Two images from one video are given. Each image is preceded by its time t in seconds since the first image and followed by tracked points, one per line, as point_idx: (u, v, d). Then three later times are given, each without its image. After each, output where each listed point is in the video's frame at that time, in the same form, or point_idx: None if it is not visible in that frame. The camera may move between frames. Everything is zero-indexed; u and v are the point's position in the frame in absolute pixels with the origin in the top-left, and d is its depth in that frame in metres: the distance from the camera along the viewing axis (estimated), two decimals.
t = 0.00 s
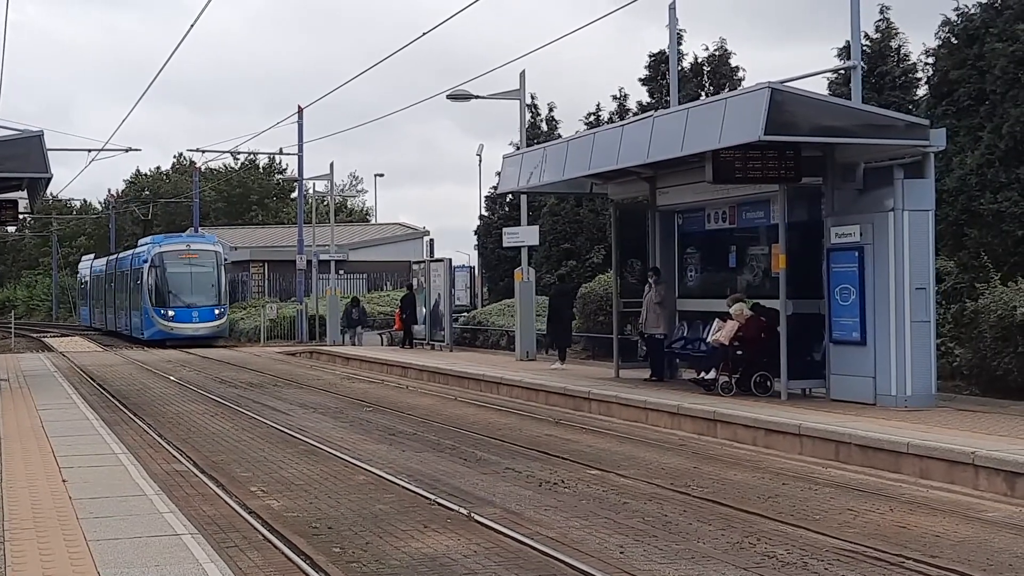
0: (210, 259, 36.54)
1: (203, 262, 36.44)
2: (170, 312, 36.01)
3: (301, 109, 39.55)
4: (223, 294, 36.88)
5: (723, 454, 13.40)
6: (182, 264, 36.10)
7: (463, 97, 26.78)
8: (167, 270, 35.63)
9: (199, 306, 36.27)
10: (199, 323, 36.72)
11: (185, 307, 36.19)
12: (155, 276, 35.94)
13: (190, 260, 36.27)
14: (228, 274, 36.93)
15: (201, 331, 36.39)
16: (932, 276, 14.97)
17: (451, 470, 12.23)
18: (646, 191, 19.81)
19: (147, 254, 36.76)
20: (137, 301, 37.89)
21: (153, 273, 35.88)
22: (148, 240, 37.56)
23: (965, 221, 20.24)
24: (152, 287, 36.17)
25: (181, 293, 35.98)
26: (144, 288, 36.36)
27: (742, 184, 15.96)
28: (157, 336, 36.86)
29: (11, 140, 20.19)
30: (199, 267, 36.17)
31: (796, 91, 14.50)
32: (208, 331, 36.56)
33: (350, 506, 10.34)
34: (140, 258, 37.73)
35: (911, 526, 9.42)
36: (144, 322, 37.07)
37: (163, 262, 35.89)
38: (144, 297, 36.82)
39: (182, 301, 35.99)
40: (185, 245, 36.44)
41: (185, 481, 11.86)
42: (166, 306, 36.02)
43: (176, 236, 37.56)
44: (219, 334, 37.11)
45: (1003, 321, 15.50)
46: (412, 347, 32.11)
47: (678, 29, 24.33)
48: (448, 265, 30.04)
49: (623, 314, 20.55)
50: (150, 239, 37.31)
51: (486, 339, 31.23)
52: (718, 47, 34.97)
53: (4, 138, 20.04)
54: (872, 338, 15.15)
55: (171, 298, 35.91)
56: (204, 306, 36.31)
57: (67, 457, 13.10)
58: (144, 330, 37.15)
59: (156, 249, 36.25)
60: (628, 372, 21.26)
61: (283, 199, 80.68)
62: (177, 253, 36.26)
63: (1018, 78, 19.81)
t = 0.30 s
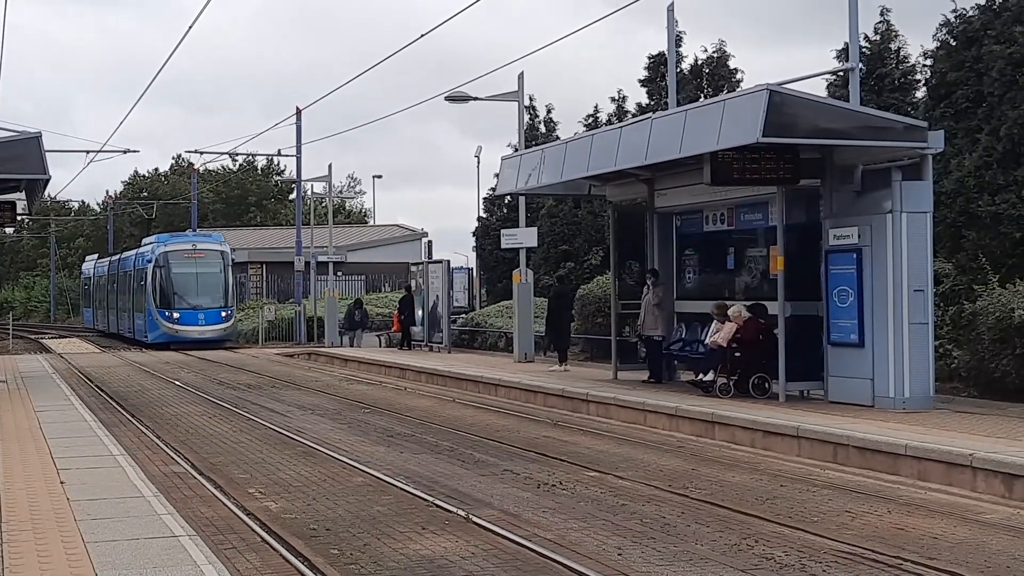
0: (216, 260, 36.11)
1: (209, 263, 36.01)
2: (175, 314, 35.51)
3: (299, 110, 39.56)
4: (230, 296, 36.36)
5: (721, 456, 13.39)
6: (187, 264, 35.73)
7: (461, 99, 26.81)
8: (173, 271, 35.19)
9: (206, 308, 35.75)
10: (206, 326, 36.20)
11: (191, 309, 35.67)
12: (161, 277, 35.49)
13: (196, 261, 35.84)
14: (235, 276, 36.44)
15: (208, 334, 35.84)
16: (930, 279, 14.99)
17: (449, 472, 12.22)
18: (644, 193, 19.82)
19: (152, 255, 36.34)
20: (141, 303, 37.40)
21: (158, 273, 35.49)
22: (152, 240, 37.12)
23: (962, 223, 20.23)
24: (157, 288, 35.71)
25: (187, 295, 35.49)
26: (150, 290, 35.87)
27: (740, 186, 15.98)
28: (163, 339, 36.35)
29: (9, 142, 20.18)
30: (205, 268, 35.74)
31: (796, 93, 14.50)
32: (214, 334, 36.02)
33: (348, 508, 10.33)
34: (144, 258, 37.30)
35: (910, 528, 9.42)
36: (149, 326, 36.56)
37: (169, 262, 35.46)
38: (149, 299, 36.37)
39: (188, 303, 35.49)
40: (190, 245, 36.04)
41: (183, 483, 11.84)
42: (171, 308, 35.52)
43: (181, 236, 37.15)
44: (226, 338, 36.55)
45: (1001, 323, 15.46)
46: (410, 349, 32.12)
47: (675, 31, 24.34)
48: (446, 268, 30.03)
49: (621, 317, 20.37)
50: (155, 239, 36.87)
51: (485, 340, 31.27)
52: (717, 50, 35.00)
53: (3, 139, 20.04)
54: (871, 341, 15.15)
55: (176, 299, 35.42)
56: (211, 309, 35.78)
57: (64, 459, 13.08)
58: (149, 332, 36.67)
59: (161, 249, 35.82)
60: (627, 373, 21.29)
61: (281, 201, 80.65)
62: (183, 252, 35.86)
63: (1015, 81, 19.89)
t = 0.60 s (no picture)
0: (224, 260, 35.56)
1: (217, 262, 35.46)
2: (182, 315, 34.91)
3: (298, 111, 39.59)
4: (238, 297, 35.77)
5: (720, 458, 13.39)
6: (194, 264, 35.20)
7: (460, 101, 26.81)
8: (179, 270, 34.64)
9: (213, 309, 35.16)
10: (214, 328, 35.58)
11: (198, 310, 35.05)
12: (167, 277, 34.92)
13: (203, 260, 35.29)
14: (243, 276, 35.87)
15: (216, 336, 35.22)
16: (928, 279, 15.01)
17: (449, 473, 12.22)
18: (643, 194, 19.84)
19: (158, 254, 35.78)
20: (146, 304, 36.81)
21: (165, 273, 34.94)
22: (158, 239, 36.57)
23: (962, 224, 20.22)
24: (163, 289, 35.12)
25: (194, 296, 34.91)
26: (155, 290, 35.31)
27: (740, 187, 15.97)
28: (169, 342, 35.74)
29: (8, 143, 20.18)
30: (212, 267, 35.18)
31: (796, 95, 14.49)
32: (222, 335, 35.40)
33: (346, 509, 10.33)
34: (149, 258, 36.76)
35: (908, 529, 9.42)
36: (156, 327, 35.93)
37: (175, 261, 34.94)
38: (155, 300, 35.78)
39: (195, 303, 34.89)
40: (197, 244, 35.50)
41: (181, 484, 11.83)
42: (178, 309, 34.93)
43: (187, 234, 36.58)
44: (235, 340, 35.90)
45: (1000, 325, 15.44)
46: (409, 350, 32.19)
47: (674, 31, 24.35)
48: (444, 268, 30.01)
49: (619, 318, 20.36)
50: (161, 238, 36.36)
51: (484, 342, 31.30)
52: (717, 51, 35.02)
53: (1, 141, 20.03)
54: (869, 341, 15.15)
55: (183, 300, 34.83)
56: (218, 310, 35.19)
57: (62, 460, 13.06)
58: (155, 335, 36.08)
59: (167, 248, 35.30)
60: (626, 374, 21.32)
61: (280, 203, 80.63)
62: (189, 251, 35.32)
63: (1015, 83, 19.89)
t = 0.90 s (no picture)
0: (232, 258, 34.53)
1: (225, 261, 34.44)
2: (189, 316, 33.86)
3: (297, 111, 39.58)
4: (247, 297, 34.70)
5: (719, 459, 13.39)
6: (201, 262, 34.18)
7: (459, 102, 26.83)
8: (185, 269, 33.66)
9: (221, 310, 34.09)
10: (222, 330, 34.47)
11: (205, 311, 34.00)
12: (173, 276, 33.95)
13: (211, 259, 34.29)
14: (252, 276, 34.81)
15: (224, 338, 34.12)
16: (928, 281, 15.03)
17: (448, 475, 12.22)
18: (642, 196, 19.85)
19: (164, 252, 34.81)
20: (152, 305, 35.82)
21: (171, 272, 33.95)
22: (165, 237, 35.61)
23: (961, 226, 20.26)
24: (169, 288, 34.13)
25: (201, 296, 33.86)
26: (162, 290, 34.32)
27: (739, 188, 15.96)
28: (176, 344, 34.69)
29: (8, 143, 20.16)
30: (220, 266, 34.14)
31: (795, 96, 14.50)
32: (230, 338, 34.26)
33: (346, 510, 10.33)
34: (156, 256, 35.77)
35: (907, 530, 9.43)
36: (162, 329, 34.87)
37: (181, 260, 33.96)
38: (161, 301, 34.78)
39: (202, 304, 33.84)
40: (204, 242, 34.50)
41: (181, 486, 11.81)
42: (184, 310, 33.89)
43: (195, 232, 35.58)
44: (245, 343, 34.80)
45: (999, 326, 15.44)
46: (407, 351, 32.17)
47: (673, 32, 24.36)
48: (444, 269, 29.99)
49: (619, 318, 20.48)
50: (168, 235, 35.41)
51: (484, 343, 31.33)
52: (717, 53, 35.09)
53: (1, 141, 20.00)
54: (869, 343, 15.15)
55: (190, 300, 33.80)
56: (226, 311, 34.12)
57: (62, 461, 13.05)
58: (161, 337, 35.07)
59: (173, 247, 34.33)
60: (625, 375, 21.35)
61: (279, 204, 80.59)
62: (197, 249, 34.33)
63: (1014, 84, 19.91)
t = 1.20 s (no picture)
0: (241, 257, 33.58)
1: (234, 260, 33.47)
2: (196, 317, 32.85)
3: (297, 112, 39.56)
4: (256, 298, 33.71)
5: (719, 461, 13.37)
6: (209, 261, 33.23)
7: (459, 103, 26.82)
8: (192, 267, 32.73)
9: (230, 310, 33.09)
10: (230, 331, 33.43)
11: (213, 312, 32.99)
12: (181, 276, 32.98)
13: (219, 258, 33.32)
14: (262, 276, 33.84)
15: (232, 340, 33.10)
16: (927, 283, 15.03)
17: (447, 476, 12.20)
18: (642, 197, 19.83)
19: (171, 251, 33.83)
20: (158, 305, 34.83)
21: (178, 271, 33.00)
22: (171, 236, 34.64)
23: (961, 226, 20.29)
24: (175, 288, 33.16)
25: (208, 296, 32.87)
26: (169, 289, 33.36)
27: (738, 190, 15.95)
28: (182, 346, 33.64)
29: (8, 143, 20.15)
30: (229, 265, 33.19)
31: (795, 97, 14.49)
32: (239, 340, 33.22)
33: (345, 511, 10.31)
34: (162, 255, 34.79)
35: (907, 532, 9.42)
36: (168, 331, 33.84)
37: (188, 258, 33.02)
38: (167, 301, 33.78)
39: (210, 304, 32.85)
40: (213, 240, 33.55)
41: (179, 487, 11.79)
42: (192, 310, 32.90)
43: (202, 229, 34.61)
44: (253, 346, 33.75)
45: (999, 328, 15.43)
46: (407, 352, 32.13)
47: (673, 33, 24.34)
48: (443, 270, 29.94)
49: (619, 319, 20.49)
50: (175, 234, 34.47)
51: (483, 344, 31.33)
52: (718, 54, 35.11)
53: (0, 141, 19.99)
54: (869, 344, 15.14)
55: (197, 301, 32.80)
56: (235, 312, 33.12)
57: (61, 462, 13.03)
58: (168, 339, 34.05)
59: (180, 245, 33.40)
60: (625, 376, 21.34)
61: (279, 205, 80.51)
62: (204, 247, 33.36)
63: (1014, 86, 19.91)
